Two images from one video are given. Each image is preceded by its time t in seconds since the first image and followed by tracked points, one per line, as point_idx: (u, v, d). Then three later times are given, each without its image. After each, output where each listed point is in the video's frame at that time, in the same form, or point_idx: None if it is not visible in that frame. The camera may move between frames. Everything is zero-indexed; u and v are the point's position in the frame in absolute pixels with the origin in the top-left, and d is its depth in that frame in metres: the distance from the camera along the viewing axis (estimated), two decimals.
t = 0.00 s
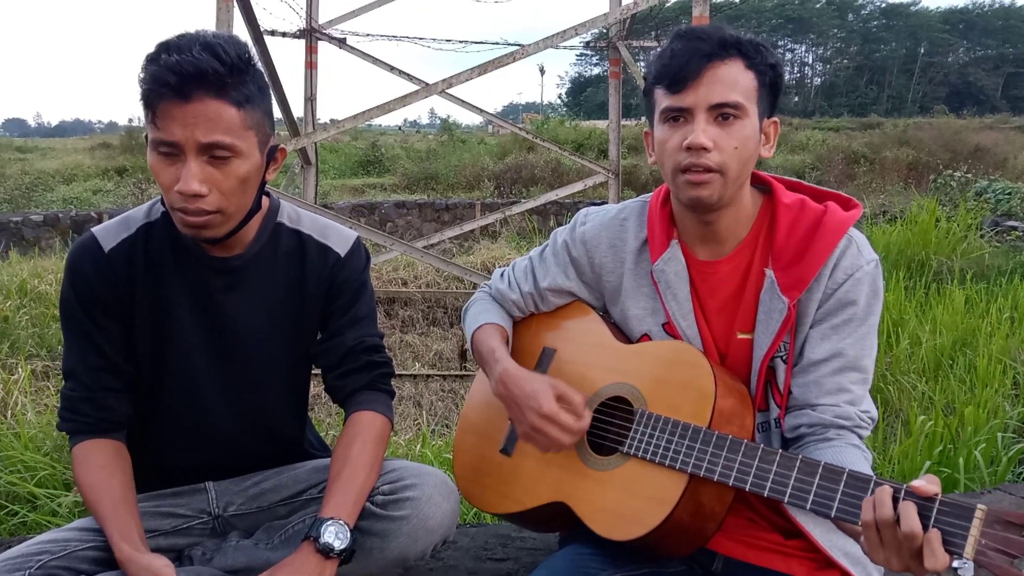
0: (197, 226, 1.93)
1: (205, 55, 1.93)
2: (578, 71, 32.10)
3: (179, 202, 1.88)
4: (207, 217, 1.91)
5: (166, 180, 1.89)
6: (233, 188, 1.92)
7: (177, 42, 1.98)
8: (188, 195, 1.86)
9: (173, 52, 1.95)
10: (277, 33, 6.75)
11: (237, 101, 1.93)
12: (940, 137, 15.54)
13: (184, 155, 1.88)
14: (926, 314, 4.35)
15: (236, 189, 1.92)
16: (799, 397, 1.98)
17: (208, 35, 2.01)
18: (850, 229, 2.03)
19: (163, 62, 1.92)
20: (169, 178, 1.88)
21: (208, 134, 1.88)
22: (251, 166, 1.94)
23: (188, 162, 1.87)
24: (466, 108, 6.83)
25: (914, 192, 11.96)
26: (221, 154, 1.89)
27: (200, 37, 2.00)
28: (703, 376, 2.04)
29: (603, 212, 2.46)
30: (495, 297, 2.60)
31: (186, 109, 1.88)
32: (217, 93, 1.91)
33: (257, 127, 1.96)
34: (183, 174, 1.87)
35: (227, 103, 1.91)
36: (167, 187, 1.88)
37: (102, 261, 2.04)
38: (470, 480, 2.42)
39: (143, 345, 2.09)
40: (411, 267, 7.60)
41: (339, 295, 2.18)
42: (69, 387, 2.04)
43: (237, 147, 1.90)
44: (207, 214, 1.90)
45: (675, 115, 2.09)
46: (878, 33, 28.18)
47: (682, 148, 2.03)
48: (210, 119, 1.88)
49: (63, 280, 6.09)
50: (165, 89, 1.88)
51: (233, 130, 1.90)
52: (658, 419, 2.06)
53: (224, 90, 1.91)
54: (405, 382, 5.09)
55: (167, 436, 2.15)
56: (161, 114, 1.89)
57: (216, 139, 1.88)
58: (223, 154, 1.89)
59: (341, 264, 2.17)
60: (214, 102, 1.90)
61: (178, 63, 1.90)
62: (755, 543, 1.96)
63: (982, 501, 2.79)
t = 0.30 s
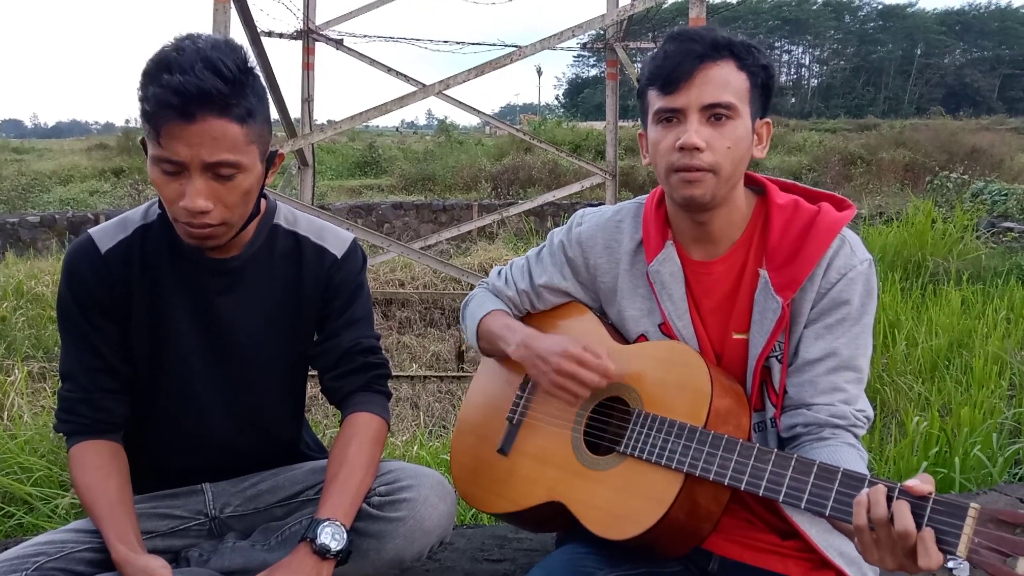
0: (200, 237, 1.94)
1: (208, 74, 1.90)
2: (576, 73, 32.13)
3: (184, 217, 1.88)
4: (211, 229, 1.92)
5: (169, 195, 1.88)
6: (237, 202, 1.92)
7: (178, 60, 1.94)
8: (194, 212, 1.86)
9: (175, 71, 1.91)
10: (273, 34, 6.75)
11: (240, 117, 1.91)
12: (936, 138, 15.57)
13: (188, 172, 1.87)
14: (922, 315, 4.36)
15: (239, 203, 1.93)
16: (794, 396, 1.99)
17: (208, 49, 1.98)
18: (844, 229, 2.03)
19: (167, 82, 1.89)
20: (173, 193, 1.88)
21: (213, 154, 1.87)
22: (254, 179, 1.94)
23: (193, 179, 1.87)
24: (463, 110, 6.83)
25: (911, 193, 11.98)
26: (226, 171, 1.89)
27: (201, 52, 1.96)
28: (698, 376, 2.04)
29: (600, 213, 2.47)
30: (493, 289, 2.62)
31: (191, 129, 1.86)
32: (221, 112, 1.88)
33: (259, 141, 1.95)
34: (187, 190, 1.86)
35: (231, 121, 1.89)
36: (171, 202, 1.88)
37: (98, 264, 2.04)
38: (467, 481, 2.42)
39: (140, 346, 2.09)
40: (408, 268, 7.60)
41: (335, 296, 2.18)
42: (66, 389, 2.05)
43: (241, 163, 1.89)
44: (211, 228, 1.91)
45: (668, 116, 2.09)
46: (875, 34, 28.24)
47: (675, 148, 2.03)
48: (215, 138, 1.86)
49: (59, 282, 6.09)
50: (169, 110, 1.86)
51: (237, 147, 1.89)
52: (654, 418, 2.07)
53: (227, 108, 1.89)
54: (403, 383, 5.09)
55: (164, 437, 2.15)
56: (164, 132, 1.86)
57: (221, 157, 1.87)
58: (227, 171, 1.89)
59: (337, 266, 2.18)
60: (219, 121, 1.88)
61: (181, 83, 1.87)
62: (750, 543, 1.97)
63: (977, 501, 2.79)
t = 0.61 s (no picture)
0: (214, 250, 1.96)
1: (228, 103, 1.86)
2: (575, 75, 32.16)
3: (201, 237, 1.90)
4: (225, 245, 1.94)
5: (186, 217, 1.88)
6: (252, 219, 1.94)
7: (196, 89, 1.88)
8: (214, 234, 1.88)
9: (194, 102, 1.85)
10: (274, 37, 6.76)
11: (258, 141, 1.90)
12: (935, 141, 15.58)
13: (207, 198, 1.86)
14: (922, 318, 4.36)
15: (252, 220, 1.95)
16: (794, 398, 1.99)
17: (221, 74, 1.92)
18: (845, 232, 2.04)
19: (187, 114, 1.83)
20: (190, 216, 1.88)
21: (235, 182, 1.86)
22: (268, 197, 1.95)
23: (213, 204, 1.87)
24: (463, 112, 6.84)
25: (910, 196, 11.99)
26: (244, 195, 1.89)
27: (215, 78, 1.91)
28: (698, 378, 2.04)
29: (601, 216, 2.47)
30: (494, 304, 2.60)
31: (213, 159, 1.83)
32: (242, 140, 1.86)
33: (272, 159, 1.96)
34: (207, 214, 1.87)
35: (251, 147, 1.88)
36: (188, 223, 1.89)
37: (99, 266, 2.04)
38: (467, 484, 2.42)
39: (140, 347, 2.09)
40: (408, 271, 7.61)
41: (335, 299, 2.19)
42: (66, 392, 2.05)
43: (259, 185, 1.90)
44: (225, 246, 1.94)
45: (676, 117, 2.09)
46: (874, 37, 28.27)
47: (682, 148, 2.04)
48: (236, 167, 1.85)
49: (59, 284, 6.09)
50: (190, 142, 1.81)
51: (256, 171, 1.89)
52: (653, 418, 2.06)
53: (247, 135, 1.87)
54: (403, 386, 5.09)
55: (163, 438, 2.15)
56: (182, 162, 1.82)
57: (242, 185, 1.87)
58: (247, 194, 1.89)
59: (339, 269, 2.18)
60: (240, 149, 1.86)
61: (203, 116, 1.82)
62: (750, 545, 1.97)
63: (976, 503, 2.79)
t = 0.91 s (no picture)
0: (220, 254, 1.97)
1: (238, 110, 1.87)
2: (576, 75, 32.16)
3: (207, 242, 1.91)
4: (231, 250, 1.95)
5: (192, 222, 1.89)
6: (257, 223, 1.95)
7: (206, 95, 1.88)
8: (220, 239, 1.89)
9: (206, 110, 1.86)
10: (275, 39, 6.77)
11: (267, 147, 1.91)
12: (937, 139, 15.56)
13: (215, 203, 1.87)
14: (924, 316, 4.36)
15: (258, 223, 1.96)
16: (794, 396, 1.99)
17: (231, 81, 1.93)
18: (843, 229, 2.03)
19: (199, 122, 1.83)
20: (197, 220, 1.89)
21: (244, 187, 1.86)
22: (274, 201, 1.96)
23: (220, 209, 1.87)
24: (464, 113, 6.85)
25: (912, 195, 11.97)
26: (253, 200, 1.90)
27: (225, 85, 1.91)
28: (696, 377, 2.04)
29: (600, 215, 2.47)
30: (491, 295, 2.63)
31: (222, 165, 1.83)
32: (251, 146, 1.86)
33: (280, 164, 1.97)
34: (213, 218, 1.88)
35: (259, 153, 1.88)
36: (194, 228, 1.90)
37: (101, 267, 2.04)
38: (467, 483, 2.42)
39: (142, 348, 2.10)
40: (410, 271, 7.61)
41: (336, 300, 2.19)
42: (68, 392, 2.05)
43: (266, 190, 1.91)
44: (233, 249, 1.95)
45: (669, 117, 2.10)
46: (875, 36, 28.24)
47: (676, 148, 2.04)
48: (245, 173, 1.86)
49: (61, 286, 6.10)
50: (200, 149, 1.81)
51: (264, 176, 1.89)
52: (652, 420, 2.06)
53: (257, 141, 1.88)
54: (405, 386, 5.10)
55: (166, 438, 2.15)
56: (192, 167, 1.82)
57: (250, 190, 1.87)
58: (254, 199, 1.90)
59: (340, 269, 2.19)
60: (250, 155, 1.86)
61: (214, 122, 1.82)
62: (751, 544, 1.97)
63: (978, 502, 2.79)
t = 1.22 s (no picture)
0: (221, 256, 1.97)
1: (241, 109, 1.88)
2: (577, 78, 32.19)
3: (210, 242, 1.91)
4: (233, 250, 1.95)
5: (194, 222, 1.89)
6: (259, 224, 1.95)
7: (210, 94, 1.89)
8: (222, 239, 1.89)
9: (210, 108, 1.86)
10: (277, 41, 6.79)
11: (269, 147, 1.91)
12: (938, 142, 15.55)
13: (217, 203, 1.87)
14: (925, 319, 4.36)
15: (260, 224, 1.96)
16: (797, 399, 1.99)
17: (235, 81, 1.94)
18: (845, 231, 2.03)
19: (202, 119, 1.83)
20: (199, 221, 1.88)
21: (247, 186, 1.87)
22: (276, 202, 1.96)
23: (222, 208, 1.87)
24: (465, 115, 6.85)
25: (913, 198, 11.97)
26: (254, 200, 1.90)
27: (229, 85, 1.92)
28: (697, 381, 2.04)
29: (601, 218, 2.47)
30: (494, 298, 2.61)
31: (225, 164, 1.83)
32: (254, 145, 1.87)
33: (281, 164, 1.97)
34: (216, 218, 1.87)
35: (262, 153, 1.89)
36: (196, 228, 1.89)
37: (102, 267, 2.05)
38: (469, 486, 2.42)
39: (143, 349, 2.10)
40: (411, 274, 7.62)
41: (338, 302, 2.19)
42: (69, 394, 2.05)
43: (269, 190, 1.91)
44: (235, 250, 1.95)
45: (669, 121, 2.10)
46: (877, 38, 28.25)
47: (676, 152, 2.04)
48: (248, 172, 1.86)
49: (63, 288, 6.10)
50: (204, 147, 1.82)
51: (266, 176, 1.90)
52: (654, 424, 2.06)
53: (259, 140, 1.88)
54: (405, 389, 5.10)
55: (167, 438, 2.15)
56: (195, 166, 1.83)
57: (252, 189, 1.87)
58: (257, 199, 1.90)
59: (341, 271, 2.19)
60: (253, 154, 1.87)
61: (218, 120, 1.83)
62: (753, 548, 1.97)
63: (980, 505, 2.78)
